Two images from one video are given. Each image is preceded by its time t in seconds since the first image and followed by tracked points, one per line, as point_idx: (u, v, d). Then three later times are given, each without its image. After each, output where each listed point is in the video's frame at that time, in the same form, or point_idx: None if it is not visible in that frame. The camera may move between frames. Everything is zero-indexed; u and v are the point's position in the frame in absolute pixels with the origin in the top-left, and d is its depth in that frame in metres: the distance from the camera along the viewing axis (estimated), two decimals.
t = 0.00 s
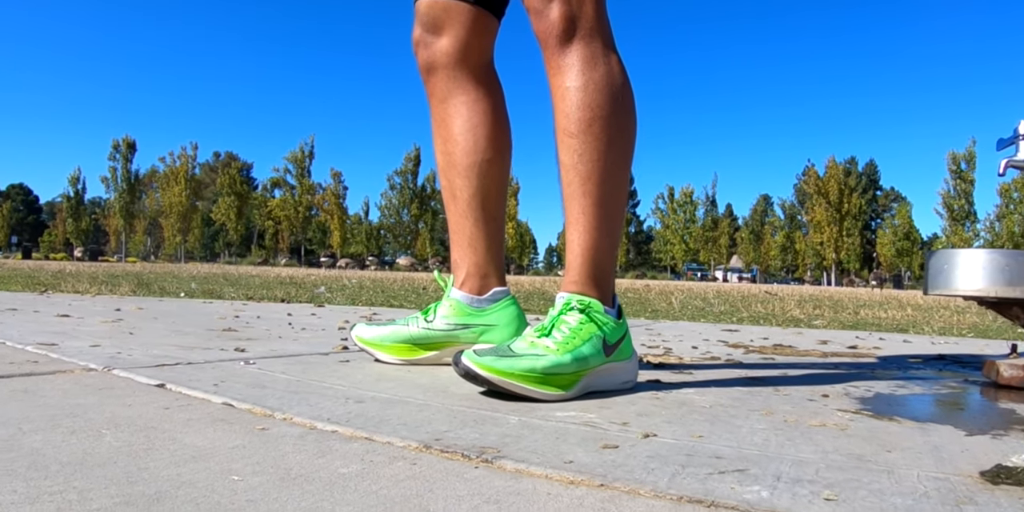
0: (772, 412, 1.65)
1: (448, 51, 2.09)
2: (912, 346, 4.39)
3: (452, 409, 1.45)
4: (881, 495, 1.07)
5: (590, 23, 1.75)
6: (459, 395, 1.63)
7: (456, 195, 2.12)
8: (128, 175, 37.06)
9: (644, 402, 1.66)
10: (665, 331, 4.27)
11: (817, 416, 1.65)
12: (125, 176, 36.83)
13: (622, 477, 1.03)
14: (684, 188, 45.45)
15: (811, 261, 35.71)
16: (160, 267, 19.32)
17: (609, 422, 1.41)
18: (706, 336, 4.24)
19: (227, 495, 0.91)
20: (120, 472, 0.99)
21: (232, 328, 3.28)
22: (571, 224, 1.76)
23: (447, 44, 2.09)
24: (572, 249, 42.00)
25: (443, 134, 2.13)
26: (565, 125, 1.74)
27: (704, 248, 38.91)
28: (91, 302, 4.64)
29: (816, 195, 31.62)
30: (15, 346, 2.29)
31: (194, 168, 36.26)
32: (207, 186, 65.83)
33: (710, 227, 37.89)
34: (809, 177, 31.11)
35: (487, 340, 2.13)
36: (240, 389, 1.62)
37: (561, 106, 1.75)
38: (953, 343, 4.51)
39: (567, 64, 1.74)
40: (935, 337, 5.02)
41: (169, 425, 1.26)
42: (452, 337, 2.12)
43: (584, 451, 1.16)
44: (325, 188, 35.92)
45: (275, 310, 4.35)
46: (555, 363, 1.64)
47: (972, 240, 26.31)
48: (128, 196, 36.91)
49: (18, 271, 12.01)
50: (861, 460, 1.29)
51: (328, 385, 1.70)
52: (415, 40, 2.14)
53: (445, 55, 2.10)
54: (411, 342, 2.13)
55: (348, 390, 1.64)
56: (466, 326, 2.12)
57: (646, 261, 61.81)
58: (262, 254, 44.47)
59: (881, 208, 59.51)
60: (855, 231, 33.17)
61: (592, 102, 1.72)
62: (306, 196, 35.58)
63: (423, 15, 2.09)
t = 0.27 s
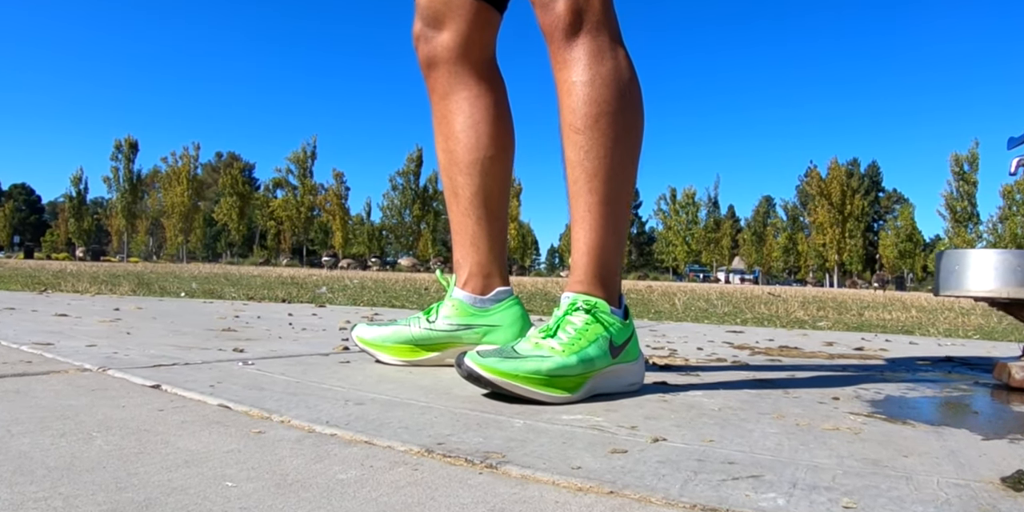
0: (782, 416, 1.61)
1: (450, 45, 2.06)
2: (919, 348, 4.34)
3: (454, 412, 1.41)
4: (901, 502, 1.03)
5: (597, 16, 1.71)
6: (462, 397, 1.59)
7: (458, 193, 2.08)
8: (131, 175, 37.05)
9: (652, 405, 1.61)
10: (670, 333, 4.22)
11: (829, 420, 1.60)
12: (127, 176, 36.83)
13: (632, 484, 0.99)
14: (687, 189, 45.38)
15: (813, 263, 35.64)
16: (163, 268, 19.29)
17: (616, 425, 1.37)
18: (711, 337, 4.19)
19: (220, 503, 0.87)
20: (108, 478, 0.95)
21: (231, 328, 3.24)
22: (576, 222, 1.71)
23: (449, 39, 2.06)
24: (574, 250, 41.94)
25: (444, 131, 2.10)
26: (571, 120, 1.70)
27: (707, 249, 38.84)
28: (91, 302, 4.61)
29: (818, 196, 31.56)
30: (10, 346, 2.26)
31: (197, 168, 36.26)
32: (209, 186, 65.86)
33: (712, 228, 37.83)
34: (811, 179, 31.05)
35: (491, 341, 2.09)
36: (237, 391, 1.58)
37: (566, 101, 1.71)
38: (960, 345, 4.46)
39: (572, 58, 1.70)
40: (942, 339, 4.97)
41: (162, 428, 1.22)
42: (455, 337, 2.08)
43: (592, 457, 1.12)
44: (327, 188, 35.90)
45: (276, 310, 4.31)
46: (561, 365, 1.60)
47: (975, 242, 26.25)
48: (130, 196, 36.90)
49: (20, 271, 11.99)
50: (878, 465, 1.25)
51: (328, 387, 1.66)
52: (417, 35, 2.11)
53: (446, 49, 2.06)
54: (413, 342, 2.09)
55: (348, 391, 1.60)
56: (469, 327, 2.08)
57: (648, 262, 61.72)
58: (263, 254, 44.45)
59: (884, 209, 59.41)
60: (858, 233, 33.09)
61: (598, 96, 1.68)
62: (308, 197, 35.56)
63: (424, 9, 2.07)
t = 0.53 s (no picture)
0: (794, 420, 1.56)
1: (452, 40, 2.03)
2: (926, 350, 4.29)
3: (457, 415, 1.37)
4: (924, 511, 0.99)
5: (605, 10, 1.67)
6: (465, 400, 1.55)
7: (460, 191, 2.04)
8: (134, 176, 37.08)
9: (660, 408, 1.57)
10: (674, 334, 4.18)
11: (842, 424, 1.55)
12: (129, 177, 36.82)
13: (643, 491, 0.95)
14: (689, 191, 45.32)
15: (816, 265, 35.57)
16: (165, 268, 19.26)
17: (624, 429, 1.33)
18: (716, 339, 4.15)
19: None
20: (96, 485, 0.91)
21: (230, 328, 3.20)
22: (583, 221, 1.67)
23: (451, 34, 2.04)
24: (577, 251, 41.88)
25: (446, 127, 2.06)
26: (578, 116, 1.66)
27: (709, 251, 38.78)
28: (90, 302, 4.57)
29: (821, 198, 31.48)
30: (6, 346, 2.22)
31: (198, 169, 36.25)
32: (211, 187, 65.89)
33: (714, 230, 37.76)
34: (814, 181, 30.98)
35: (494, 342, 2.05)
36: (234, 393, 1.55)
37: (573, 97, 1.67)
38: (967, 347, 4.41)
39: (579, 52, 1.66)
40: (949, 342, 4.92)
41: (156, 432, 1.18)
42: (458, 339, 2.04)
43: (601, 463, 1.07)
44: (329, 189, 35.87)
45: (276, 311, 4.28)
46: (567, 368, 1.56)
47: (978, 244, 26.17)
48: (132, 197, 36.89)
49: (20, 271, 11.95)
50: (896, 472, 1.20)
51: (328, 389, 1.62)
52: (418, 31, 2.09)
53: (448, 45, 2.04)
54: (415, 344, 2.05)
55: (348, 394, 1.56)
56: (471, 328, 2.04)
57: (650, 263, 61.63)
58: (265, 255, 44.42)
59: (886, 211, 59.32)
60: (860, 234, 33.03)
61: (606, 92, 1.64)
62: (310, 198, 35.53)
63: (425, 4, 2.05)
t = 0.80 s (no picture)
0: (807, 425, 1.52)
1: (454, 36, 2.00)
2: (933, 353, 4.25)
3: (461, 419, 1.33)
4: None
5: (611, 4, 1.63)
6: (468, 404, 1.51)
7: (463, 190, 2.00)
8: (135, 177, 37.07)
9: (669, 412, 1.53)
10: (678, 337, 4.13)
11: (856, 429, 1.51)
12: (131, 178, 36.82)
13: (657, 501, 0.91)
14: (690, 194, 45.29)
15: (817, 267, 35.49)
16: (165, 269, 19.20)
17: (633, 435, 1.29)
18: (721, 341, 4.10)
19: None
20: (84, 493, 0.87)
21: (230, 329, 3.16)
22: (589, 220, 1.63)
23: (453, 29, 2.00)
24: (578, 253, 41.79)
25: (449, 125, 2.02)
26: (584, 113, 1.62)
27: (710, 253, 38.70)
28: (89, 302, 4.53)
29: (822, 200, 31.42)
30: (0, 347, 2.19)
31: (200, 171, 36.24)
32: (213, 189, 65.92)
33: (716, 233, 37.71)
34: (815, 183, 30.93)
35: (498, 344, 2.01)
36: (232, 396, 1.51)
37: (579, 93, 1.63)
38: (974, 348, 4.35)
39: (586, 47, 1.62)
40: (955, 344, 4.87)
41: (149, 437, 1.14)
42: (461, 341, 2.00)
43: (611, 470, 1.03)
44: (330, 191, 35.85)
45: (276, 312, 4.23)
46: (573, 371, 1.52)
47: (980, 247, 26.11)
48: (134, 198, 36.89)
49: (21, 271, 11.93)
50: (917, 479, 1.16)
51: (327, 392, 1.58)
52: (420, 26, 2.06)
53: (450, 40, 2.01)
54: (417, 346, 2.01)
55: (349, 397, 1.52)
56: (475, 330, 2.00)
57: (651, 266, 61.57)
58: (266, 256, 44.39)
59: (888, 214, 59.25)
60: (862, 237, 32.95)
61: (613, 87, 1.60)
62: (312, 199, 35.51)
63: None
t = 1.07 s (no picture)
0: (820, 429, 1.48)
1: (456, 31, 1.96)
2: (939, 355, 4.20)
3: (466, 424, 1.29)
4: None
5: None
6: (472, 408, 1.47)
7: (466, 189, 1.96)
8: (135, 179, 37.04)
9: (678, 417, 1.49)
10: (682, 339, 4.09)
11: (870, 433, 1.47)
12: (131, 180, 36.81)
13: None
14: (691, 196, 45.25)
15: (818, 269, 35.41)
16: (165, 270, 19.13)
17: (643, 440, 1.25)
18: (725, 344, 4.06)
19: None
20: (71, 503, 0.83)
21: (229, 331, 3.12)
22: (595, 219, 1.60)
23: (455, 24, 1.96)
24: (579, 255, 41.72)
25: (451, 123, 1.99)
26: (590, 109, 1.58)
27: (711, 255, 38.64)
28: (87, 304, 4.50)
29: (823, 202, 31.37)
30: None
31: (200, 172, 36.19)
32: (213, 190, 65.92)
33: (716, 235, 37.68)
34: (816, 185, 30.89)
35: (502, 347, 1.97)
36: (229, 400, 1.47)
37: (584, 89, 1.59)
38: (981, 350, 4.30)
39: (592, 42, 1.59)
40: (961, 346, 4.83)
41: (143, 444, 1.10)
42: (464, 343, 1.96)
43: (623, 478, 0.99)
44: (331, 192, 35.81)
45: (276, 313, 4.19)
46: (580, 375, 1.48)
47: (981, 249, 26.06)
48: (134, 199, 36.86)
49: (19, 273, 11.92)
50: (937, 487, 1.12)
51: (328, 396, 1.54)
52: (422, 22, 2.02)
53: (452, 36, 1.97)
54: (419, 349, 1.97)
55: (349, 401, 1.48)
56: (478, 332, 1.96)
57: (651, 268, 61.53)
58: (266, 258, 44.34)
59: (889, 216, 59.21)
60: (863, 239, 32.89)
61: (619, 83, 1.56)
62: (312, 201, 35.48)
63: None
